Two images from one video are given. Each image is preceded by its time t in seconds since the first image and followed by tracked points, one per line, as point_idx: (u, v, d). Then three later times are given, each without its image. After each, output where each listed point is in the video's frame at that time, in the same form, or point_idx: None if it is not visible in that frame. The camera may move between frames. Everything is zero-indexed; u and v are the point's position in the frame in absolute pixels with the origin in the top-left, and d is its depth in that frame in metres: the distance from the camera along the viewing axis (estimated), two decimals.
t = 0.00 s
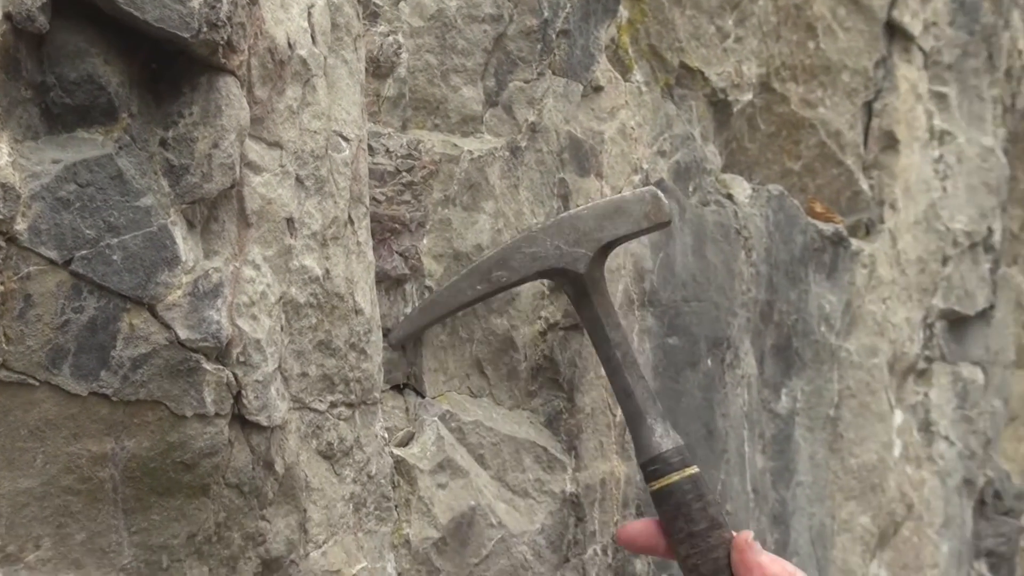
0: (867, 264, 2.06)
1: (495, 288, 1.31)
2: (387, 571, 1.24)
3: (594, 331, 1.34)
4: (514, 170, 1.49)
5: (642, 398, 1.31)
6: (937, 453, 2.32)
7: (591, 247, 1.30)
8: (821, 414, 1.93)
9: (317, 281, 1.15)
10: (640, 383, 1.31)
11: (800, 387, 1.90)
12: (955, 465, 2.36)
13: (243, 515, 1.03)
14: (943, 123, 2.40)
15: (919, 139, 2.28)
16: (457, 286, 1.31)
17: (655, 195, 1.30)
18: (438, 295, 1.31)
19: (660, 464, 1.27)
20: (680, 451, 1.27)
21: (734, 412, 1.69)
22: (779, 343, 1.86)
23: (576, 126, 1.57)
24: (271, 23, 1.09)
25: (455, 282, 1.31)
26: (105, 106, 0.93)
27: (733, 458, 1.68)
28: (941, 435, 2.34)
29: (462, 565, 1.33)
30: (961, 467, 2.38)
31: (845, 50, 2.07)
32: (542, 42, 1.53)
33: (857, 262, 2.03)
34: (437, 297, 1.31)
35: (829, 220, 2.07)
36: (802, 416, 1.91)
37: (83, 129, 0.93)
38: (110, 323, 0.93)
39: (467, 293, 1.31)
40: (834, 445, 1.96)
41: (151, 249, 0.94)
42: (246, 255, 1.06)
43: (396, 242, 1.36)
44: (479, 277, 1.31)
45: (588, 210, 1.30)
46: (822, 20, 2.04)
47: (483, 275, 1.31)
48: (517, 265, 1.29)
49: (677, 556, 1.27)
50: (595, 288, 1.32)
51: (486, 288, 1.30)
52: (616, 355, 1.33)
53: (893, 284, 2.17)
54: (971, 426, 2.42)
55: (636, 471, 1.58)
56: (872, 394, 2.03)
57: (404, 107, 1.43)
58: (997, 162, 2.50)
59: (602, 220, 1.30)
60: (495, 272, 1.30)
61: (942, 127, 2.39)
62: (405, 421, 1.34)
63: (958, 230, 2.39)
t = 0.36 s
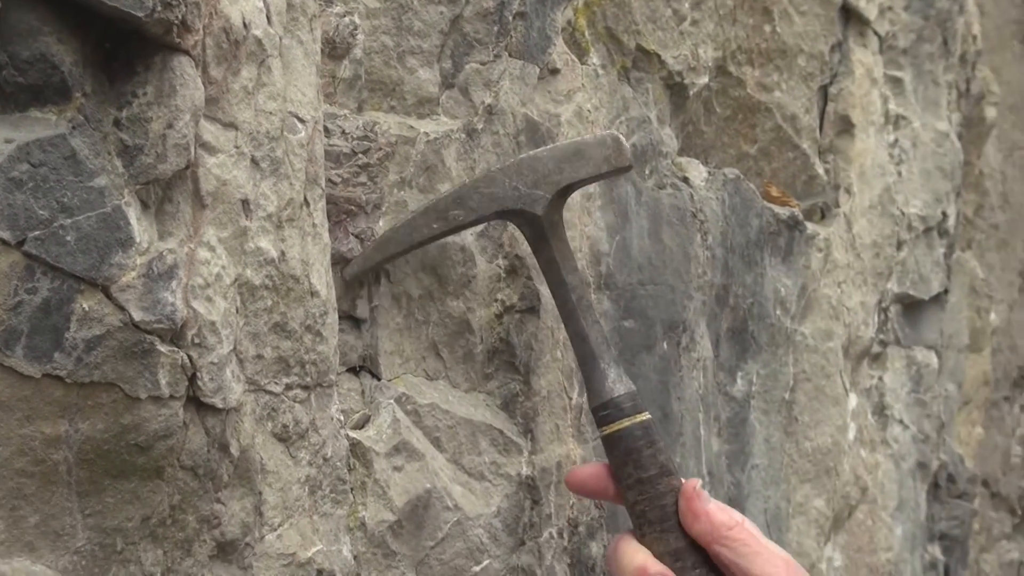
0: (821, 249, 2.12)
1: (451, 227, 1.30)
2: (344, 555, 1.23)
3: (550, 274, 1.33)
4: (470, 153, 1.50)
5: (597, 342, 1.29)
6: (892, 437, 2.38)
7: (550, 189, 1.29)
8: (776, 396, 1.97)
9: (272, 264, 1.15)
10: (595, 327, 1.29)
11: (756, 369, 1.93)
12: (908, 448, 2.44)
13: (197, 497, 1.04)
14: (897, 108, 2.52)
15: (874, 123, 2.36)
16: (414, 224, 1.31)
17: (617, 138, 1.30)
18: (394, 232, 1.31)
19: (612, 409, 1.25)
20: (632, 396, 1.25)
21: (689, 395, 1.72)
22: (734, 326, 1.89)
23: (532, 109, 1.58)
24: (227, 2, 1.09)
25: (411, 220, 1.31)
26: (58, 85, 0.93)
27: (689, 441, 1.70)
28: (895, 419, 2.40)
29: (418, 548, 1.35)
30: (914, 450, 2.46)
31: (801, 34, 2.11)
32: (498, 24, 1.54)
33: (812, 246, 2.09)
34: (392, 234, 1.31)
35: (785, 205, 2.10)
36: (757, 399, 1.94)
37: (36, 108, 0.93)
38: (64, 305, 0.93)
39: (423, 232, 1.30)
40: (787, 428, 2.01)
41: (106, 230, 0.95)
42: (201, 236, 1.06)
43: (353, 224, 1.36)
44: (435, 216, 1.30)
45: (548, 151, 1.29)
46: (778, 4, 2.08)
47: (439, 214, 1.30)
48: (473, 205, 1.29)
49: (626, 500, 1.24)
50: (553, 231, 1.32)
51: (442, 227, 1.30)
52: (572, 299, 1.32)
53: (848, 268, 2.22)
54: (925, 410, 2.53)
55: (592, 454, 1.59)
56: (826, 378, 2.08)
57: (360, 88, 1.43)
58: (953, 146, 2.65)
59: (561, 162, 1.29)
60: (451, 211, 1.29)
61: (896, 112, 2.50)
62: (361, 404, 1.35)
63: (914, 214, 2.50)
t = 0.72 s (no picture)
0: (793, 241, 2.16)
1: (460, 168, 1.27)
2: (315, 547, 1.23)
3: (558, 223, 1.29)
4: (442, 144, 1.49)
5: (601, 292, 1.26)
6: (863, 429, 2.42)
7: (561, 135, 1.25)
8: (746, 389, 1.97)
9: (243, 255, 1.15)
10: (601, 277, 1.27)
11: (728, 361, 1.94)
12: (879, 440, 2.48)
13: (169, 489, 1.05)
14: (868, 101, 2.55)
15: (844, 115, 2.39)
16: (422, 162, 1.28)
17: (634, 88, 1.25)
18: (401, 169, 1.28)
19: (610, 360, 1.24)
20: (632, 350, 1.24)
21: (664, 387, 1.73)
22: (706, 318, 1.89)
23: (504, 100, 1.58)
24: None
25: (420, 157, 1.28)
26: (28, 76, 0.93)
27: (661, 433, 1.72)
28: (866, 411, 2.44)
29: (390, 540, 1.36)
30: (885, 442, 2.51)
31: (772, 26, 2.14)
32: (470, 15, 1.55)
33: (783, 238, 2.12)
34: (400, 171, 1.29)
35: (756, 197, 2.12)
36: (728, 390, 1.94)
37: (5, 98, 0.93)
38: (33, 296, 0.93)
39: (430, 171, 1.27)
40: (759, 420, 2.02)
41: (76, 220, 0.95)
42: (172, 227, 1.06)
43: (324, 215, 1.36)
44: (445, 155, 1.27)
45: (564, 96, 1.25)
46: None
47: (449, 153, 1.27)
48: (484, 146, 1.26)
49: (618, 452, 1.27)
50: (564, 179, 1.27)
51: (451, 167, 1.27)
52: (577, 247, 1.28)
53: (819, 260, 2.25)
54: (895, 402, 2.57)
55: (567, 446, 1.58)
56: (798, 369, 2.11)
57: (332, 79, 1.43)
58: (921, 140, 2.70)
59: (576, 109, 1.25)
60: (461, 151, 1.26)
61: (867, 105, 2.53)
62: (332, 396, 1.36)
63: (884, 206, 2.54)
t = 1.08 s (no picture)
0: (778, 227, 2.17)
1: None
2: (300, 532, 1.24)
3: (488, 39, 1.19)
4: (427, 130, 1.50)
5: (527, 106, 1.16)
6: (847, 415, 2.44)
7: None
8: (732, 374, 1.98)
9: (227, 241, 1.15)
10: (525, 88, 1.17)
11: (712, 348, 1.95)
12: (863, 427, 2.50)
13: (153, 476, 1.07)
14: (853, 88, 2.55)
15: (828, 102, 2.40)
16: None
17: None
18: None
19: (526, 173, 1.14)
20: (552, 163, 1.14)
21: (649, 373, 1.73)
22: (691, 305, 1.90)
23: (490, 86, 1.57)
24: None
25: None
26: (11, 60, 0.92)
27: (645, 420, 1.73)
28: (850, 397, 2.46)
29: (374, 526, 1.37)
30: (869, 429, 2.53)
31: (758, 14, 2.15)
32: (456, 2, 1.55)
33: (768, 225, 2.14)
34: None
35: (741, 182, 2.13)
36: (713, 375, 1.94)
37: None
38: (17, 282, 0.93)
39: None
40: (744, 406, 2.02)
41: (60, 205, 0.95)
42: (156, 213, 1.06)
43: (308, 201, 1.37)
44: None
45: None
46: None
47: None
48: None
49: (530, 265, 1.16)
50: None
51: None
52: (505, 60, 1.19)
53: (804, 247, 2.27)
54: (879, 388, 2.60)
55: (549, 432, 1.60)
56: (782, 355, 2.13)
57: (318, 65, 1.43)
58: (907, 126, 2.72)
59: None
60: None
61: (852, 92, 2.54)
62: (317, 381, 1.36)
63: (869, 192, 2.56)
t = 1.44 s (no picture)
0: (774, 220, 2.18)
1: (368, 45, 1.25)
2: (297, 525, 1.24)
3: (468, 106, 1.29)
4: (423, 123, 1.50)
5: (509, 171, 1.26)
6: (843, 408, 2.45)
7: (468, 15, 1.26)
8: (727, 367, 1.99)
9: (224, 233, 1.15)
10: (506, 154, 1.26)
11: (708, 341, 1.95)
12: (860, 420, 2.51)
13: (149, 468, 1.07)
14: (850, 81, 2.55)
15: (825, 95, 2.40)
16: (333, 37, 1.24)
17: None
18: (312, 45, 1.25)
19: (513, 241, 1.21)
20: (537, 228, 1.22)
21: (644, 366, 1.74)
22: (688, 297, 1.90)
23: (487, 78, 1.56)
24: None
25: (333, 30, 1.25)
26: (6, 52, 0.92)
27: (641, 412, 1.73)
28: (847, 390, 2.47)
29: (371, 518, 1.37)
30: (865, 422, 2.54)
31: (754, 7, 2.15)
32: None
33: (764, 218, 2.14)
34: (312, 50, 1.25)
35: (738, 175, 2.12)
36: (710, 369, 1.94)
37: None
38: (12, 274, 0.94)
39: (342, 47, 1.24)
40: (741, 399, 2.03)
41: (56, 198, 0.96)
42: (151, 206, 1.07)
43: (305, 194, 1.37)
44: (353, 32, 1.24)
45: None
46: None
47: (357, 31, 1.25)
48: (393, 24, 1.25)
49: (522, 334, 1.23)
50: (471, 58, 1.29)
51: (360, 45, 1.24)
52: (486, 127, 1.28)
53: (800, 239, 2.27)
54: (875, 381, 2.61)
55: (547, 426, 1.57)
56: (778, 348, 2.13)
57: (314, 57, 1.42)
58: (903, 119, 2.72)
59: None
60: (369, 27, 1.24)
61: (848, 85, 2.54)
62: (314, 374, 1.36)
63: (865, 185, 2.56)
